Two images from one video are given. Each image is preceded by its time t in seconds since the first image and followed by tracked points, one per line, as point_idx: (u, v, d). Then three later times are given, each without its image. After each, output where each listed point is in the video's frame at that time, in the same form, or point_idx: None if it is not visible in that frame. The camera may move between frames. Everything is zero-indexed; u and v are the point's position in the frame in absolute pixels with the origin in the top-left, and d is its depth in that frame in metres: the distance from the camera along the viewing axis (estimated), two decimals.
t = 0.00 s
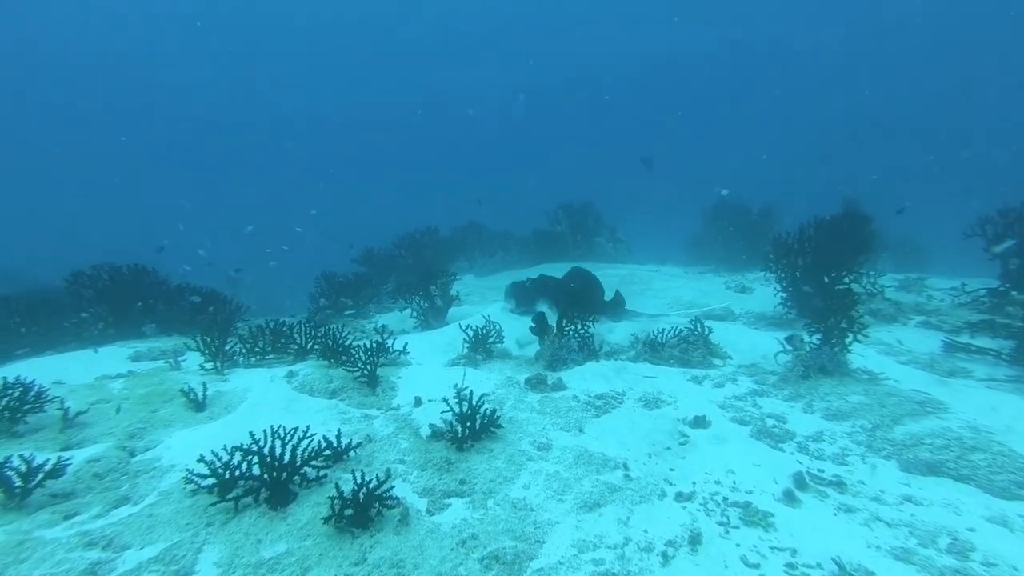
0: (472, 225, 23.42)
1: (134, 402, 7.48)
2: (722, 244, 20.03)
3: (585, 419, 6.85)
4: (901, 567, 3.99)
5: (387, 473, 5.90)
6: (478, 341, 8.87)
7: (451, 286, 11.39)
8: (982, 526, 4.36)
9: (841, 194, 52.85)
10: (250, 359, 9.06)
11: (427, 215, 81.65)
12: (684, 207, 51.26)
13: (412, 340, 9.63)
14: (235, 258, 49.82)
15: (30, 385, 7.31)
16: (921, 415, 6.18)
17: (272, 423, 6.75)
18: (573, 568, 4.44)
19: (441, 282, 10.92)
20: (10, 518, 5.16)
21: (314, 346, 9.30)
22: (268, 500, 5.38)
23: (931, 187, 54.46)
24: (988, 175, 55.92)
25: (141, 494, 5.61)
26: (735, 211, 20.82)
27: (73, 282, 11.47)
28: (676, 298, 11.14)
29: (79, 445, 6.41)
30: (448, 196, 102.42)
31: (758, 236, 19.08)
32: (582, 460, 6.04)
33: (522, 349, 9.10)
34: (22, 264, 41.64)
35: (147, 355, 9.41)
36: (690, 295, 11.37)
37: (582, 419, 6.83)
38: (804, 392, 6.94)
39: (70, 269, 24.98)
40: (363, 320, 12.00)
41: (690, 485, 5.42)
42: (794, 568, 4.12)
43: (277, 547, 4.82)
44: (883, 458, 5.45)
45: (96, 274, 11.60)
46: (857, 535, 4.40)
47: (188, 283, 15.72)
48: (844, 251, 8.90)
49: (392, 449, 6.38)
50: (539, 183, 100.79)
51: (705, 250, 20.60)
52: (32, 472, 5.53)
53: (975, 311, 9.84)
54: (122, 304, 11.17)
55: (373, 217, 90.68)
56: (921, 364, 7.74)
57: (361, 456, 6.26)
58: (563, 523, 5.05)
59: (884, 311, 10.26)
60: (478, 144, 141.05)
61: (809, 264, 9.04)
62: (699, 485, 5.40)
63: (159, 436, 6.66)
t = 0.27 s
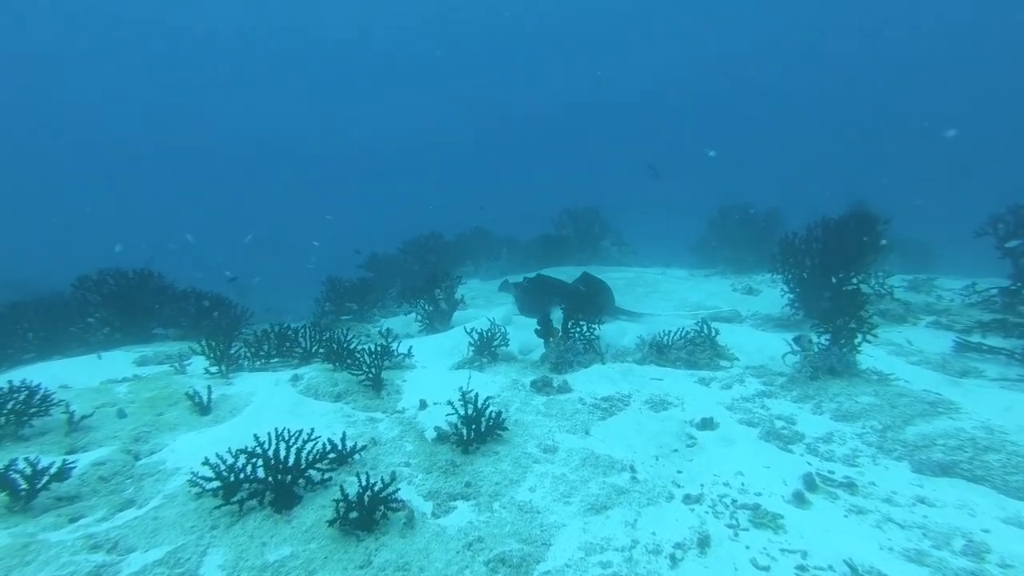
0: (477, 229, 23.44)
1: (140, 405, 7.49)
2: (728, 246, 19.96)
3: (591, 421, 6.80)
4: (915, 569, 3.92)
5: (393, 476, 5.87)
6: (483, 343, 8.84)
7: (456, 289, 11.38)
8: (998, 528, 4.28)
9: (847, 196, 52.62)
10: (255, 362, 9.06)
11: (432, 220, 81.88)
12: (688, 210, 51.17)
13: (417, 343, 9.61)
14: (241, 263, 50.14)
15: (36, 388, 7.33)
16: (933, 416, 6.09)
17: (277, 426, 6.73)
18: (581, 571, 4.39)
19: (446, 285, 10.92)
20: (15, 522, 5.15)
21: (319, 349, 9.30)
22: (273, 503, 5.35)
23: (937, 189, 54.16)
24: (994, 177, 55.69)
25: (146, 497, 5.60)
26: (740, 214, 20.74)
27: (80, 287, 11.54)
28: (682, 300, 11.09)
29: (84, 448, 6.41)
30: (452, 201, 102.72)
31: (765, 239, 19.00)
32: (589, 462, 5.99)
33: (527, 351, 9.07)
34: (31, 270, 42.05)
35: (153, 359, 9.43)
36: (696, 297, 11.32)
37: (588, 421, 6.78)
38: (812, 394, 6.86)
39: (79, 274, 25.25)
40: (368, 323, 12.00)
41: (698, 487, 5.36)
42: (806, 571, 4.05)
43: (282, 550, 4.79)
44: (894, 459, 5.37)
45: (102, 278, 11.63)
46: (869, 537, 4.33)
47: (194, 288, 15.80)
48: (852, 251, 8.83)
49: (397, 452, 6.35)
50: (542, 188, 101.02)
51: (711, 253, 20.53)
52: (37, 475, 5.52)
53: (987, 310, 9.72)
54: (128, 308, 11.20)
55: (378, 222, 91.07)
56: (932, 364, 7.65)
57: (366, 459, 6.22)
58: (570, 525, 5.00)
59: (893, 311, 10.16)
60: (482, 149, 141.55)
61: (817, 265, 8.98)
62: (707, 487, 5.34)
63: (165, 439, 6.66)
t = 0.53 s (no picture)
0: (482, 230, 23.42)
1: (146, 407, 7.51)
2: (734, 246, 19.84)
3: (597, 421, 6.77)
4: (927, 569, 3.86)
5: (399, 477, 5.85)
6: (488, 344, 8.82)
7: (461, 290, 11.37)
8: (1011, 527, 4.21)
9: (854, 194, 52.31)
10: (261, 364, 9.09)
11: (436, 222, 82.08)
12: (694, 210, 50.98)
13: (423, 344, 9.60)
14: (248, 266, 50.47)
15: (44, 390, 7.37)
16: (943, 415, 6.02)
17: (282, 427, 6.73)
18: (587, 571, 4.36)
19: (451, 286, 10.92)
20: (23, 523, 5.17)
21: (325, 351, 9.31)
22: (279, 504, 5.35)
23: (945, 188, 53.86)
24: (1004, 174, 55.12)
25: (152, 498, 5.61)
26: (746, 213, 20.62)
27: (87, 290, 11.64)
28: (689, 300, 11.04)
29: (91, 450, 6.44)
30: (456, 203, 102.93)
31: (772, 238, 18.89)
32: (595, 463, 5.96)
33: (533, 352, 9.04)
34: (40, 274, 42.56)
35: (159, 362, 9.46)
36: (702, 297, 11.26)
37: (594, 422, 6.75)
38: (821, 393, 6.80)
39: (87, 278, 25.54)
40: (373, 325, 12.01)
41: (706, 487, 5.31)
42: (815, 571, 4.00)
43: (288, 550, 4.78)
44: (905, 458, 5.31)
45: (109, 282, 11.69)
46: (879, 537, 4.27)
47: (200, 291, 15.89)
48: (860, 249, 8.76)
49: (403, 453, 6.34)
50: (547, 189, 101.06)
51: (718, 253, 20.43)
52: (44, 476, 5.54)
53: (998, 308, 9.61)
54: (135, 311, 11.25)
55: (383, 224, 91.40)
56: (943, 362, 7.56)
57: (372, 460, 6.21)
58: (576, 526, 4.96)
59: (902, 309, 10.06)
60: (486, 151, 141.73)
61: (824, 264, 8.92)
62: (715, 487, 5.29)
63: (171, 441, 6.68)
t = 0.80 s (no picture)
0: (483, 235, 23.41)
1: (144, 412, 7.48)
2: (736, 251, 19.80)
3: (597, 427, 6.72)
4: None
5: (396, 482, 5.81)
6: (489, 349, 8.78)
7: (462, 295, 11.35)
8: (1014, 535, 4.15)
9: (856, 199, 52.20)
10: (260, 368, 9.06)
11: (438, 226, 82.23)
12: (695, 214, 50.90)
13: (423, 349, 9.56)
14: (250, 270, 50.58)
15: (41, 395, 7.34)
16: (946, 422, 5.95)
17: (280, 432, 6.70)
18: None
19: (452, 291, 10.90)
20: (17, 529, 5.14)
21: (324, 355, 9.28)
22: (275, 510, 5.31)
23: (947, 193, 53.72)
24: (1007, 180, 54.99)
25: (148, 504, 5.57)
26: (748, 218, 20.59)
27: (87, 294, 11.65)
28: (690, 305, 11.00)
29: (88, 455, 6.41)
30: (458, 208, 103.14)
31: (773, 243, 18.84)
32: (595, 469, 5.90)
33: (533, 356, 8.99)
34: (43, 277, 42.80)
35: (158, 366, 9.44)
36: (704, 301, 11.22)
37: (595, 427, 6.69)
38: (822, 399, 6.74)
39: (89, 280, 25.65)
40: (373, 330, 11.98)
41: (707, 494, 5.26)
42: None
43: (284, 557, 4.74)
44: (907, 465, 5.25)
45: (109, 286, 11.68)
46: (881, 545, 4.21)
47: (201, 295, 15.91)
48: (862, 254, 8.73)
49: (401, 458, 6.29)
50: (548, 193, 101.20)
51: (719, 257, 20.39)
52: (39, 482, 5.51)
53: (1001, 314, 9.55)
54: (135, 315, 11.24)
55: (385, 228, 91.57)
56: (945, 369, 7.50)
57: (370, 465, 6.17)
58: (575, 532, 4.91)
59: (905, 315, 10.00)
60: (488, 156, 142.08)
61: (826, 269, 8.88)
62: (716, 494, 5.23)
63: (168, 446, 6.64)
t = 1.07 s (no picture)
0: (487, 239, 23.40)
1: (145, 418, 7.45)
2: (741, 255, 19.71)
3: (601, 433, 6.65)
4: None
5: (398, 489, 5.75)
6: (491, 354, 8.72)
7: (465, 299, 11.30)
8: None
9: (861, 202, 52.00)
10: (262, 373, 9.03)
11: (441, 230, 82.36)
12: (699, 218, 50.79)
13: (425, 354, 9.51)
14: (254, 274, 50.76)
15: (42, 401, 7.32)
16: (957, 429, 5.85)
17: (281, 439, 6.65)
18: None
19: (455, 295, 10.86)
20: (15, 537, 5.10)
21: (326, 360, 9.25)
22: (275, 518, 5.26)
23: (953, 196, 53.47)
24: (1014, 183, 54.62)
25: (147, 512, 5.53)
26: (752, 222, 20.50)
27: (90, 299, 11.65)
28: (694, 309, 10.92)
29: (88, 462, 6.38)
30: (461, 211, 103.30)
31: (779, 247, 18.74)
32: (598, 476, 5.83)
33: (536, 361, 8.92)
34: (49, 282, 43.12)
35: (160, 371, 9.43)
36: (708, 306, 11.14)
37: (598, 434, 6.62)
38: (829, 405, 6.65)
39: (93, 285, 25.83)
40: (376, 334, 11.95)
41: (712, 502, 5.17)
42: None
43: (283, 566, 4.68)
44: (917, 474, 5.15)
45: (112, 291, 11.69)
46: (892, 556, 4.12)
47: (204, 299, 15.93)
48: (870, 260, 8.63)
49: (403, 465, 6.23)
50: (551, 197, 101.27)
51: (724, 261, 20.30)
52: (38, 490, 5.48)
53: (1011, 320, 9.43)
54: (138, 320, 11.24)
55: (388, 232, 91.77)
56: (955, 375, 7.40)
57: (371, 472, 6.11)
58: (578, 541, 4.84)
59: (913, 320, 9.89)
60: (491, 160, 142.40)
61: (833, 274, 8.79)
62: (721, 502, 5.15)
63: (168, 452, 6.60)
